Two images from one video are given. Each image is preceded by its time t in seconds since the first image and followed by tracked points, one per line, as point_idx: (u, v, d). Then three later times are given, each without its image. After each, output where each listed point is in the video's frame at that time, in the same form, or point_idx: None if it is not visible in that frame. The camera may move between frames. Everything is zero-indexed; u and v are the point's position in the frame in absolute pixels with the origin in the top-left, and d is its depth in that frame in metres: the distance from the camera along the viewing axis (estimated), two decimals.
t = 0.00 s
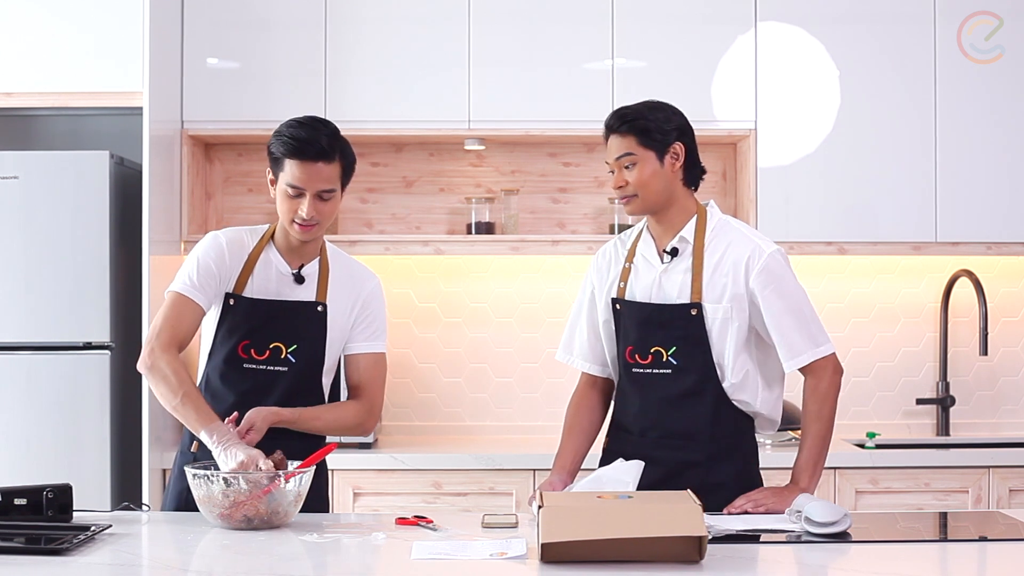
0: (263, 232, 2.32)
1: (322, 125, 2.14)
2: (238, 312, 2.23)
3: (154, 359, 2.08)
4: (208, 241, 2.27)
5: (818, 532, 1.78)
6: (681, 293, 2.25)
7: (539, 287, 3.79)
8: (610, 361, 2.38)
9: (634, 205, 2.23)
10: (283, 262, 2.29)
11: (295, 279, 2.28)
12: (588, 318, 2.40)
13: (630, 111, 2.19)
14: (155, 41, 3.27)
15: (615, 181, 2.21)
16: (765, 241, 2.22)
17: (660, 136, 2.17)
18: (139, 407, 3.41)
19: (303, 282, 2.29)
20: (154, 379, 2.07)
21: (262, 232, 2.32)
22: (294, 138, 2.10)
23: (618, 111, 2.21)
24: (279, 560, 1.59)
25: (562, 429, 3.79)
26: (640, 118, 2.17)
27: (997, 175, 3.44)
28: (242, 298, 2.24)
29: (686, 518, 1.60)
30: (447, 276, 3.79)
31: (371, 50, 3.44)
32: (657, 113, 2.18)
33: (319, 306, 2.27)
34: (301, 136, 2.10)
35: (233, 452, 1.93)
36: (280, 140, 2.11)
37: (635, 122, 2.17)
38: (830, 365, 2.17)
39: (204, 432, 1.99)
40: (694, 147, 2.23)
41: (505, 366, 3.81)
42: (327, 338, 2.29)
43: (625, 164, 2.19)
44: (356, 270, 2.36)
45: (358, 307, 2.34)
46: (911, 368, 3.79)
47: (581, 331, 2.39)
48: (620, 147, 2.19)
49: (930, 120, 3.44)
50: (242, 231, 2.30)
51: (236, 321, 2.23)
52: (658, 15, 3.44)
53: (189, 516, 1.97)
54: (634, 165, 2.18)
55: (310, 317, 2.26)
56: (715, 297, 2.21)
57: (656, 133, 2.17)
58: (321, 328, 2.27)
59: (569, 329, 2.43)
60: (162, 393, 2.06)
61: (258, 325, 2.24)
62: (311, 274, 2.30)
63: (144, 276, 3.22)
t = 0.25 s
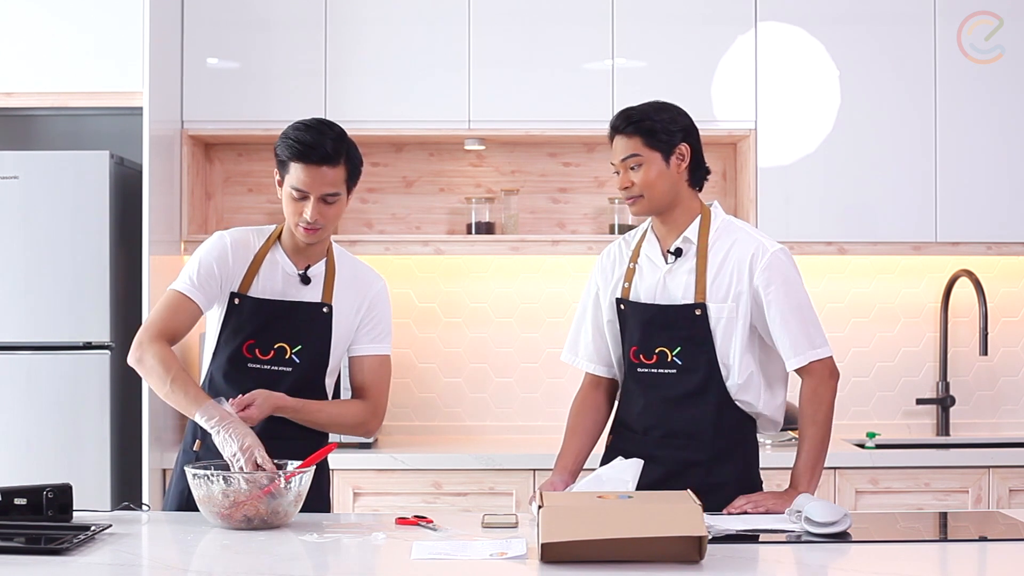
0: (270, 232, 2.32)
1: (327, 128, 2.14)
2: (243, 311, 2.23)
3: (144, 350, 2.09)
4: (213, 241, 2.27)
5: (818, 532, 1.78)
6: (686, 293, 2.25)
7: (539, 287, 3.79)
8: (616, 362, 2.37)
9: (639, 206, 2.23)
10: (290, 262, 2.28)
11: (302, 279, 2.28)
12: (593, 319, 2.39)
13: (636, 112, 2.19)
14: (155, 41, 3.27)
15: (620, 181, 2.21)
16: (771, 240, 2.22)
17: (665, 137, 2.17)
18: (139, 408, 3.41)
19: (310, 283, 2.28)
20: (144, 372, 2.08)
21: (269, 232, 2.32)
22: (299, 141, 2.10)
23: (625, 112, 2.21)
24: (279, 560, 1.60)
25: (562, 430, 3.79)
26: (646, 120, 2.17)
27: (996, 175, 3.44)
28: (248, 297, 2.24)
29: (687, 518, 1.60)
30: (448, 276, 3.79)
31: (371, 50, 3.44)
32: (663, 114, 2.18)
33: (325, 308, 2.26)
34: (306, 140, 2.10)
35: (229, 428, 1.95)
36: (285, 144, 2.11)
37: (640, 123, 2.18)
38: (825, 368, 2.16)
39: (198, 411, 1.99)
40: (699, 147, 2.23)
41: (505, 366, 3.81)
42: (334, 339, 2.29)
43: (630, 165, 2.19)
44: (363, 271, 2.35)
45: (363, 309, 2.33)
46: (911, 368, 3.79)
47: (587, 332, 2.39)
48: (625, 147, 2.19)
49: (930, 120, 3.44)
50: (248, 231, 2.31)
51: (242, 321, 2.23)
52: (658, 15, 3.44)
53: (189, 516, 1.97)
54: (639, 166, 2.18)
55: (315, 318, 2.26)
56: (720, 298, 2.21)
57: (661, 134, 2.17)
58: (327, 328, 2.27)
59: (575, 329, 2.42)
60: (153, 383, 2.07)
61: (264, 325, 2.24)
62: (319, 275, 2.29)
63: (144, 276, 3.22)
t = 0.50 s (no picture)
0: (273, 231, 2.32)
1: (334, 129, 2.14)
2: (243, 311, 2.23)
3: (143, 339, 2.09)
4: (216, 239, 2.27)
5: (818, 532, 1.78)
6: (680, 293, 2.25)
7: (539, 286, 3.79)
8: (614, 364, 2.38)
9: (631, 204, 2.23)
10: (291, 262, 2.28)
11: (303, 281, 2.28)
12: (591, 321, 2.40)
13: (631, 111, 2.20)
14: (155, 42, 3.27)
15: (613, 179, 2.22)
16: (763, 237, 2.22)
17: (659, 136, 2.18)
18: (139, 408, 3.41)
19: (311, 284, 2.28)
20: (142, 363, 2.08)
21: (272, 231, 2.32)
22: (306, 141, 2.10)
23: (620, 111, 2.22)
24: (279, 560, 1.60)
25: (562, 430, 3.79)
26: (639, 118, 2.18)
27: (996, 175, 3.44)
28: (249, 296, 2.24)
29: (687, 518, 1.60)
30: (448, 276, 3.79)
31: (371, 51, 3.44)
32: (658, 113, 2.19)
33: (327, 309, 2.26)
34: (313, 140, 2.10)
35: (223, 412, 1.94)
36: (292, 143, 2.11)
37: (634, 120, 2.18)
38: (817, 367, 2.15)
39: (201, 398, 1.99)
40: (694, 148, 2.23)
41: (505, 366, 3.81)
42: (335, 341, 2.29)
43: (623, 162, 2.19)
44: (365, 273, 2.34)
45: (365, 311, 2.33)
46: (911, 368, 3.79)
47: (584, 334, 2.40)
48: (618, 145, 2.20)
49: (930, 120, 3.44)
50: (252, 230, 2.31)
51: (242, 320, 2.23)
52: (658, 15, 3.44)
53: (189, 516, 1.97)
54: (632, 164, 2.19)
55: (317, 319, 2.26)
56: (714, 297, 2.21)
57: (654, 132, 2.17)
58: (329, 330, 2.27)
59: (574, 333, 2.43)
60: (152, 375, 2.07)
61: (265, 325, 2.24)
62: (321, 276, 2.29)
63: (145, 276, 3.22)
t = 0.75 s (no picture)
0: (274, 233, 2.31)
1: (335, 132, 2.13)
2: (245, 316, 2.23)
3: (166, 360, 2.07)
4: (218, 240, 2.25)
5: (818, 532, 1.78)
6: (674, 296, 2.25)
7: (539, 287, 3.79)
8: (611, 366, 2.38)
9: (621, 210, 2.24)
10: (294, 267, 2.28)
11: (304, 285, 2.27)
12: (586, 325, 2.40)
13: (610, 116, 2.19)
14: (155, 42, 3.27)
15: (601, 186, 2.22)
16: (756, 236, 2.21)
17: (641, 139, 2.17)
18: (139, 408, 3.41)
19: (312, 288, 2.28)
20: (163, 382, 2.07)
21: (273, 233, 2.31)
22: (306, 145, 2.09)
23: (601, 116, 2.21)
24: (279, 560, 1.60)
25: (562, 429, 3.79)
26: (620, 123, 2.17)
27: (996, 175, 3.44)
28: (251, 301, 2.24)
29: (687, 518, 1.60)
30: (448, 276, 3.79)
31: (371, 51, 3.44)
32: (639, 116, 2.18)
33: (329, 313, 2.27)
34: (314, 144, 2.09)
35: (240, 456, 1.95)
36: (292, 147, 2.10)
37: (615, 126, 2.17)
38: (809, 367, 2.15)
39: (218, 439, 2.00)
40: (677, 147, 2.23)
41: (505, 366, 3.81)
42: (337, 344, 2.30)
43: (609, 169, 2.19)
44: (368, 276, 2.34)
45: (367, 315, 2.33)
46: (911, 368, 3.79)
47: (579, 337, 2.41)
48: (603, 152, 2.19)
49: (930, 120, 3.44)
50: (252, 230, 2.29)
51: (243, 325, 2.23)
52: (658, 15, 3.44)
53: (189, 516, 1.97)
54: (618, 170, 2.18)
55: (320, 324, 2.26)
56: (708, 297, 2.21)
57: (637, 137, 2.17)
58: (331, 334, 2.28)
59: (571, 337, 2.44)
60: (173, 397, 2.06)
61: (265, 330, 2.24)
62: (322, 280, 2.30)
63: (145, 276, 3.22)
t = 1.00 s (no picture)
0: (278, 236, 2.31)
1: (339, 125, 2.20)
2: (247, 322, 2.22)
3: (170, 372, 2.06)
4: (220, 243, 2.25)
5: (818, 532, 1.78)
6: (670, 296, 2.25)
7: (539, 287, 3.79)
8: (606, 366, 2.38)
9: (616, 213, 2.24)
10: (297, 272, 2.28)
11: (308, 291, 2.27)
12: (582, 324, 2.40)
13: (603, 119, 2.18)
14: (155, 41, 3.27)
15: (595, 190, 2.22)
16: (751, 236, 2.22)
17: (635, 143, 2.16)
18: (138, 408, 3.41)
19: (315, 294, 2.28)
20: (168, 398, 2.05)
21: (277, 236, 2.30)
22: (315, 127, 2.13)
23: (592, 119, 2.20)
24: (279, 560, 1.60)
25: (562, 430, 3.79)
26: (614, 126, 2.17)
27: (997, 175, 3.44)
28: (253, 307, 2.24)
29: (687, 518, 1.60)
30: (448, 276, 3.79)
31: (371, 51, 3.44)
32: (631, 118, 2.18)
33: (332, 319, 2.27)
34: (321, 125, 2.14)
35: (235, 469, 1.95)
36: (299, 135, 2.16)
37: (609, 129, 2.17)
38: (806, 367, 2.15)
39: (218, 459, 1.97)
40: (672, 150, 2.22)
41: (505, 366, 3.81)
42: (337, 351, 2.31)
43: (603, 173, 2.19)
44: (371, 283, 2.35)
45: (367, 322, 2.35)
46: (911, 368, 3.79)
47: (575, 337, 2.40)
48: (596, 156, 2.19)
49: (930, 121, 3.44)
50: (256, 234, 2.29)
51: (246, 330, 2.23)
52: (658, 15, 3.44)
53: (188, 516, 1.97)
54: (612, 174, 2.18)
55: (322, 329, 2.26)
56: (705, 299, 2.22)
57: (631, 140, 2.16)
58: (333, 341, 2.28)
59: (565, 335, 2.43)
60: (177, 414, 2.04)
61: (268, 337, 2.23)
62: (326, 285, 2.30)
63: (144, 276, 3.22)
